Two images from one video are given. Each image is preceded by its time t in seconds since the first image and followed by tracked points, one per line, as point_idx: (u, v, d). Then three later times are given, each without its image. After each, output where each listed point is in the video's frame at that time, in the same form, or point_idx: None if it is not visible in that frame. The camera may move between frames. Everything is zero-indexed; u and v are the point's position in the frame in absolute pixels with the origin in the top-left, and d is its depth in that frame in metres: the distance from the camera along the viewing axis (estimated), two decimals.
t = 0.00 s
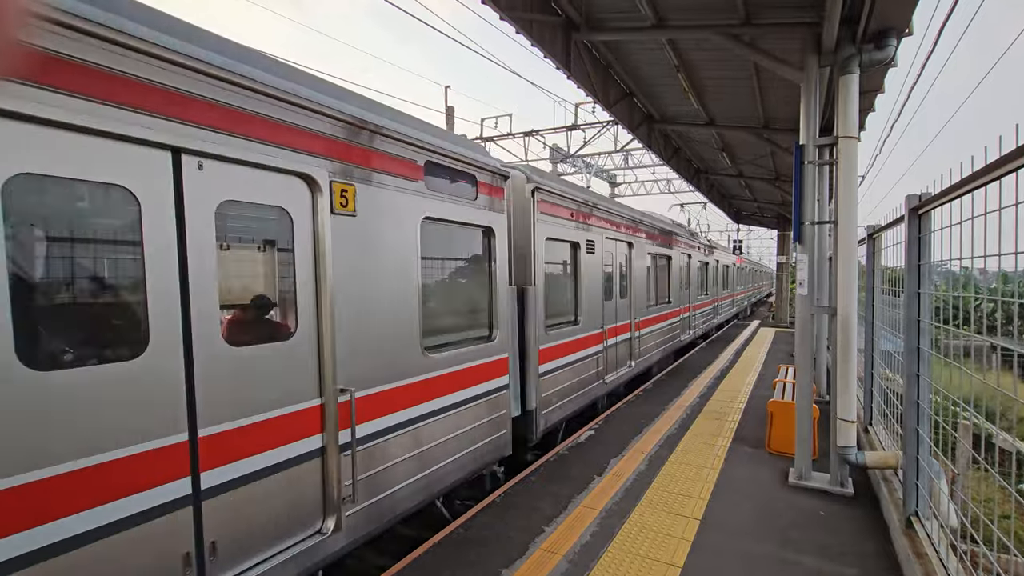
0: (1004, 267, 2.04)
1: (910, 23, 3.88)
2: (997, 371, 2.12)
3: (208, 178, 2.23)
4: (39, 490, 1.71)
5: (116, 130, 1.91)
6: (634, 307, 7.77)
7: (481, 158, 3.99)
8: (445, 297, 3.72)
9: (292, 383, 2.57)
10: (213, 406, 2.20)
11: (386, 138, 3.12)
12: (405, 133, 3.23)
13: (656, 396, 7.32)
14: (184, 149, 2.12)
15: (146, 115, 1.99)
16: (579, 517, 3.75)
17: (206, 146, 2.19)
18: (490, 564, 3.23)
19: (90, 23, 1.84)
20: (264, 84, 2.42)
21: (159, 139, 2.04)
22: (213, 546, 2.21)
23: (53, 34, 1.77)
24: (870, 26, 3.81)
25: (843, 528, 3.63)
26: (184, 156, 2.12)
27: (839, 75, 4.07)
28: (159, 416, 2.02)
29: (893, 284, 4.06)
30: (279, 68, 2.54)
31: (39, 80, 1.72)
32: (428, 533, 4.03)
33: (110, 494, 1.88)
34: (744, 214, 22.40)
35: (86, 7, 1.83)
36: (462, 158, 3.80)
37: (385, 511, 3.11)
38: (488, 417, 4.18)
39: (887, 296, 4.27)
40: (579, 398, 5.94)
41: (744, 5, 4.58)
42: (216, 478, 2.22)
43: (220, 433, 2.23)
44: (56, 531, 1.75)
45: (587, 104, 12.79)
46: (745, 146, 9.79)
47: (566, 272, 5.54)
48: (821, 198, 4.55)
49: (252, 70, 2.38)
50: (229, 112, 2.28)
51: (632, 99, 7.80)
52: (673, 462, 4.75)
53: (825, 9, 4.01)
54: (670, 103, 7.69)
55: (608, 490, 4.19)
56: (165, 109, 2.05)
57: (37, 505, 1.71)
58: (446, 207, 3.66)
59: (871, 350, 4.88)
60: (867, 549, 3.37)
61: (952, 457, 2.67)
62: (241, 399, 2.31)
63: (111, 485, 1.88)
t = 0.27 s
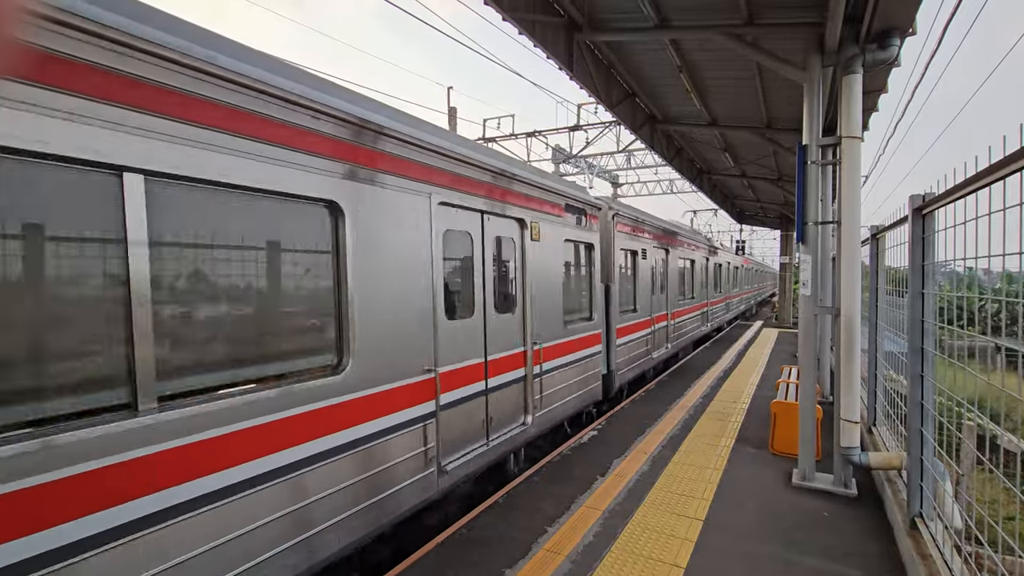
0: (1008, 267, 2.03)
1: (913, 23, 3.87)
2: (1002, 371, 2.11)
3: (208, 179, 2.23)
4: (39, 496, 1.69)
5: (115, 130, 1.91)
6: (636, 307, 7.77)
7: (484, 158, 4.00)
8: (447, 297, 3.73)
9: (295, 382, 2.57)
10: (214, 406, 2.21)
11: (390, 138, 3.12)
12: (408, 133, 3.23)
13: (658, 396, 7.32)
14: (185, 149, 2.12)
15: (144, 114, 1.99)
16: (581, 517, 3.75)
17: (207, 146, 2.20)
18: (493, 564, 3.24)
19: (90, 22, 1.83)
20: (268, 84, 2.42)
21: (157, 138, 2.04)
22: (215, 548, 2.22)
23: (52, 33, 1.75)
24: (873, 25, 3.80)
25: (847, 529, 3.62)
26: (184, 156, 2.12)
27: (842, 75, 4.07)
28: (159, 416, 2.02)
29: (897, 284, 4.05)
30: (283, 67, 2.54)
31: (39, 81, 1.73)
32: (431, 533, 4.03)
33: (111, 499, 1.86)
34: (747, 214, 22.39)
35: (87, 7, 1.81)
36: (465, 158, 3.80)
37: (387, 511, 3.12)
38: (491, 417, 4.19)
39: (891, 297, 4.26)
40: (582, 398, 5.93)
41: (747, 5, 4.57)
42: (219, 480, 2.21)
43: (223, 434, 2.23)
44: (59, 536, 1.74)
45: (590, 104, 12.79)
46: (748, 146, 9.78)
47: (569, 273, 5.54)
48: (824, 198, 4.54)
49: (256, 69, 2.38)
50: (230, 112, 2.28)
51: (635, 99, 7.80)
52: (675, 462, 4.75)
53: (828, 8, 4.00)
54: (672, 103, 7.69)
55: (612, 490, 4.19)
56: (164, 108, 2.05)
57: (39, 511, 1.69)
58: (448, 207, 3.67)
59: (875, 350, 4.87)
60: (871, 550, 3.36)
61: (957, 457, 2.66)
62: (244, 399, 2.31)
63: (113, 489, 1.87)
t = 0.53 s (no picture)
0: (1013, 267, 2.02)
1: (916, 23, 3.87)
2: (1007, 372, 2.11)
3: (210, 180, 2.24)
4: (36, 492, 1.72)
5: (116, 131, 1.92)
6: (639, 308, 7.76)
7: (486, 160, 4.01)
8: (449, 298, 3.73)
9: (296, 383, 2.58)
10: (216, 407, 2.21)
11: (393, 139, 3.13)
12: (411, 134, 3.24)
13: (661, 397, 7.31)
14: (187, 150, 2.13)
15: (146, 115, 2.00)
16: (584, 518, 3.74)
17: (208, 147, 2.20)
18: (496, 565, 3.23)
19: (88, 22, 1.83)
20: (271, 85, 2.43)
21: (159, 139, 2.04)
22: (216, 543, 2.25)
23: (49, 32, 1.76)
24: (876, 26, 3.79)
25: (850, 530, 3.61)
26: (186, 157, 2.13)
27: (845, 76, 4.06)
28: (155, 416, 2.03)
29: (901, 285, 4.04)
30: (286, 68, 2.54)
31: (38, 80, 1.73)
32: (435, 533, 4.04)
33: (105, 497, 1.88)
34: (750, 215, 22.36)
35: (84, 7, 1.82)
36: (467, 159, 3.80)
37: (389, 512, 3.13)
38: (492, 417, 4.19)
39: (895, 297, 4.25)
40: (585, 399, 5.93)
41: (749, 5, 4.57)
42: (219, 477, 2.24)
43: (223, 432, 2.25)
44: (52, 534, 1.76)
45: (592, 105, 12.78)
46: (751, 146, 9.76)
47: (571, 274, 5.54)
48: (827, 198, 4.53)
49: (259, 70, 2.39)
50: (232, 113, 2.28)
51: (637, 100, 7.80)
52: (678, 463, 4.74)
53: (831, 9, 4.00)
54: (675, 104, 7.69)
55: (615, 491, 4.19)
56: (166, 109, 2.06)
57: (31, 509, 1.71)
58: (451, 208, 3.67)
59: (879, 351, 4.85)
60: (876, 552, 3.35)
61: (961, 458, 2.65)
62: (243, 400, 2.32)
63: (106, 488, 1.88)
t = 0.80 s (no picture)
0: (1017, 268, 2.02)
1: (919, 23, 3.86)
2: (1011, 373, 2.10)
3: (210, 182, 2.24)
4: (48, 500, 1.72)
5: (114, 134, 1.92)
6: (641, 309, 7.75)
7: (488, 161, 4.01)
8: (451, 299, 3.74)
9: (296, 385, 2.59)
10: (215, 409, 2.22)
11: (394, 141, 3.13)
12: (412, 136, 3.24)
13: (663, 398, 7.30)
14: (186, 153, 2.13)
15: (145, 118, 2.00)
16: (586, 520, 3.74)
17: (209, 150, 2.22)
18: (498, 566, 3.23)
19: (90, 27, 1.83)
20: (272, 87, 2.43)
21: (157, 142, 2.04)
22: (224, 549, 2.25)
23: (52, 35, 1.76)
24: (879, 26, 3.78)
25: (853, 531, 3.60)
26: (186, 160, 2.13)
27: (848, 76, 4.06)
28: (159, 418, 2.04)
29: (904, 286, 4.03)
30: (288, 70, 2.54)
31: (38, 83, 1.73)
32: (438, 535, 4.03)
33: (110, 505, 1.87)
34: (752, 215, 22.33)
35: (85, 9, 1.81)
36: (469, 161, 3.80)
37: (392, 514, 3.14)
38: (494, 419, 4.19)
39: (898, 298, 4.25)
40: (586, 400, 5.92)
41: (751, 6, 4.57)
42: (227, 483, 2.24)
43: (230, 438, 2.26)
44: (57, 543, 1.75)
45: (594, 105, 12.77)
46: (753, 147, 9.75)
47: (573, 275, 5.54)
48: (829, 199, 4.53)
49: (260, 73, 2.39)
50: (232, 115, 2.29)
51: (638, 101, 7.80)
52: (680, 464, 4.74)
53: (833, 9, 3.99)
54: (676, 105, 7.68)
55: (617, 492, 4.18)
56: (166, 112, 2.06)
57: (37, 518, 1.70)
58: (452, 209, 3.67)
59: (882, 352, 4.84)
60: (879, 554, 3.34)
61: (965, 460, 2.64)
62: (244, 401, 2.33)
63: (111, 495, 1.88)
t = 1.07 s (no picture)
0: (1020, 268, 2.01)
1: (921, 24, 3.85)
2: (1014, 374, 2.09)
3: (210, 182, 2.24)
4: (48, 493, 1.74)
5: (115, 133, 1.92)
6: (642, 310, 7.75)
7: (491, 162, 4.02)
8: (452, 300, 3.74)
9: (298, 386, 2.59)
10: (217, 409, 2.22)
11: (396, 140, 3.13)
12: (413, 136, 3.24)
13: (665, 399, 7.29)
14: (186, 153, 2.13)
15: (145, 117, 2.00)
16: (588, 521, 3.73)
17: (208, 149, 2.22)
18: (499, 568, 3.23)
19: (89, 24, 1.83)
20: (273, 87, 2.43)
21: (156, 141, 2.04)
22: (225, 547, 2.26)
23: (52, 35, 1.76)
24: (881, 26, 3.78)
25: (855, 533, 3.59)
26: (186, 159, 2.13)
27: (850, 77, 4.05)
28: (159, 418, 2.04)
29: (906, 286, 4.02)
30: (290, 70, 2.54)
31: (37, 83, 1.73)
32: (439, 536, 4.03)
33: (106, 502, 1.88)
34: (754, 216, 22.31)
35: (84, 7, 1.81)
36: (471, 161, 3.80)
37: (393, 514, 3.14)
38: (495, 419, 4.19)
39: (900, 299, 4.23)
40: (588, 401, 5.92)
41: (753, 6, 4.56)
42: (227, 480, 2.26)
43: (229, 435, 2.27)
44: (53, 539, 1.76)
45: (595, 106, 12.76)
46: (754, 147, 9.74)
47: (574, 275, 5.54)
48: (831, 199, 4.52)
49: (262, 72, 2.39)
50: (232, 115, 2.29)
51: (640, 102, 7.80)
52: (682, 466, 4.73)
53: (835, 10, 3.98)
54: (678, 105, 7.67)
55: (618, 493, 4.18)
56: (165, 111, 2.06)
57: (33, 513, 1.71)
58: (454, 210, 3.67)
59: (884, 353, 4.83)
60: (882, 555, 3.33)
61: (968, 461, 2.63)
62: (243, 401, 2.33)
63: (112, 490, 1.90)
